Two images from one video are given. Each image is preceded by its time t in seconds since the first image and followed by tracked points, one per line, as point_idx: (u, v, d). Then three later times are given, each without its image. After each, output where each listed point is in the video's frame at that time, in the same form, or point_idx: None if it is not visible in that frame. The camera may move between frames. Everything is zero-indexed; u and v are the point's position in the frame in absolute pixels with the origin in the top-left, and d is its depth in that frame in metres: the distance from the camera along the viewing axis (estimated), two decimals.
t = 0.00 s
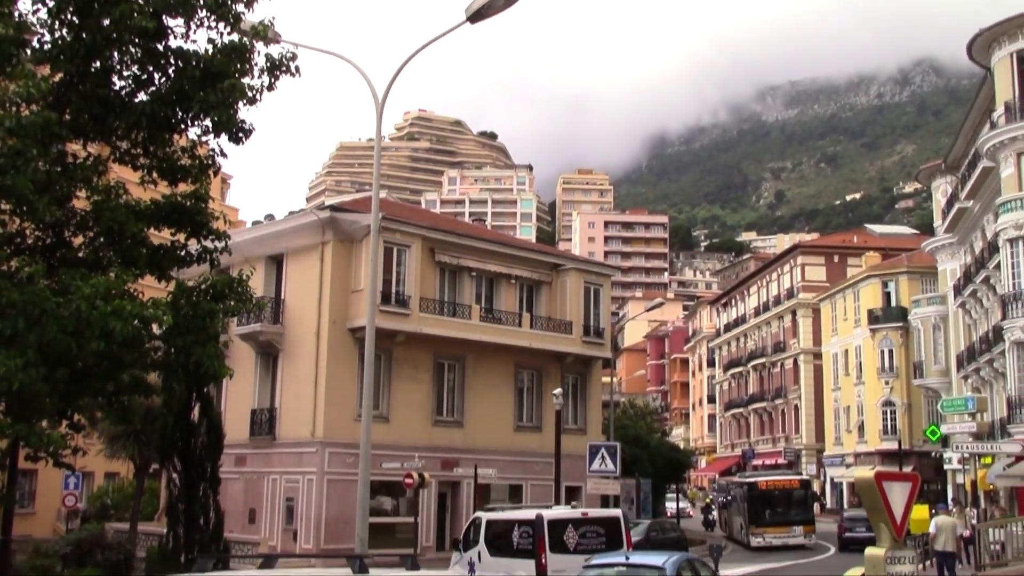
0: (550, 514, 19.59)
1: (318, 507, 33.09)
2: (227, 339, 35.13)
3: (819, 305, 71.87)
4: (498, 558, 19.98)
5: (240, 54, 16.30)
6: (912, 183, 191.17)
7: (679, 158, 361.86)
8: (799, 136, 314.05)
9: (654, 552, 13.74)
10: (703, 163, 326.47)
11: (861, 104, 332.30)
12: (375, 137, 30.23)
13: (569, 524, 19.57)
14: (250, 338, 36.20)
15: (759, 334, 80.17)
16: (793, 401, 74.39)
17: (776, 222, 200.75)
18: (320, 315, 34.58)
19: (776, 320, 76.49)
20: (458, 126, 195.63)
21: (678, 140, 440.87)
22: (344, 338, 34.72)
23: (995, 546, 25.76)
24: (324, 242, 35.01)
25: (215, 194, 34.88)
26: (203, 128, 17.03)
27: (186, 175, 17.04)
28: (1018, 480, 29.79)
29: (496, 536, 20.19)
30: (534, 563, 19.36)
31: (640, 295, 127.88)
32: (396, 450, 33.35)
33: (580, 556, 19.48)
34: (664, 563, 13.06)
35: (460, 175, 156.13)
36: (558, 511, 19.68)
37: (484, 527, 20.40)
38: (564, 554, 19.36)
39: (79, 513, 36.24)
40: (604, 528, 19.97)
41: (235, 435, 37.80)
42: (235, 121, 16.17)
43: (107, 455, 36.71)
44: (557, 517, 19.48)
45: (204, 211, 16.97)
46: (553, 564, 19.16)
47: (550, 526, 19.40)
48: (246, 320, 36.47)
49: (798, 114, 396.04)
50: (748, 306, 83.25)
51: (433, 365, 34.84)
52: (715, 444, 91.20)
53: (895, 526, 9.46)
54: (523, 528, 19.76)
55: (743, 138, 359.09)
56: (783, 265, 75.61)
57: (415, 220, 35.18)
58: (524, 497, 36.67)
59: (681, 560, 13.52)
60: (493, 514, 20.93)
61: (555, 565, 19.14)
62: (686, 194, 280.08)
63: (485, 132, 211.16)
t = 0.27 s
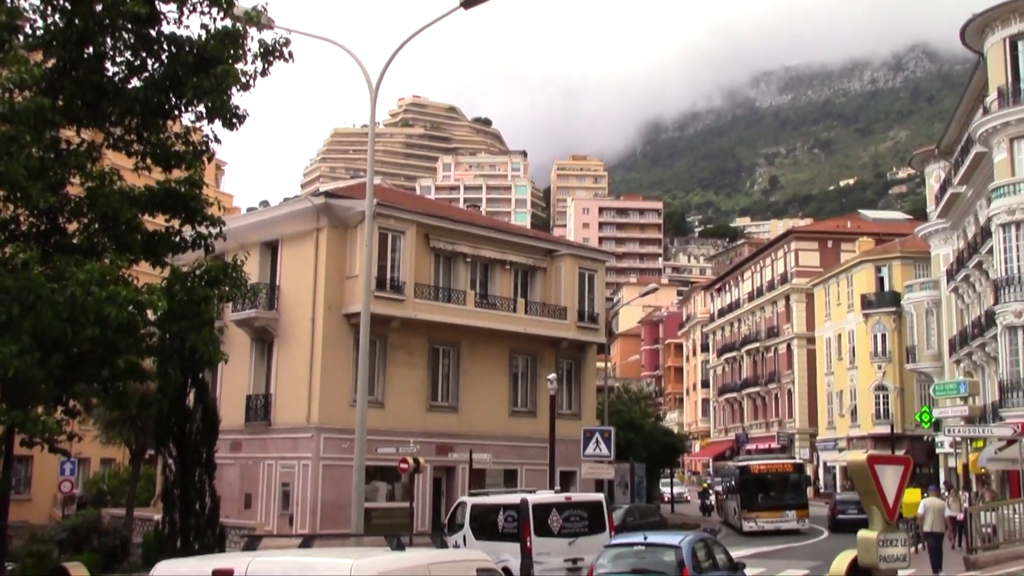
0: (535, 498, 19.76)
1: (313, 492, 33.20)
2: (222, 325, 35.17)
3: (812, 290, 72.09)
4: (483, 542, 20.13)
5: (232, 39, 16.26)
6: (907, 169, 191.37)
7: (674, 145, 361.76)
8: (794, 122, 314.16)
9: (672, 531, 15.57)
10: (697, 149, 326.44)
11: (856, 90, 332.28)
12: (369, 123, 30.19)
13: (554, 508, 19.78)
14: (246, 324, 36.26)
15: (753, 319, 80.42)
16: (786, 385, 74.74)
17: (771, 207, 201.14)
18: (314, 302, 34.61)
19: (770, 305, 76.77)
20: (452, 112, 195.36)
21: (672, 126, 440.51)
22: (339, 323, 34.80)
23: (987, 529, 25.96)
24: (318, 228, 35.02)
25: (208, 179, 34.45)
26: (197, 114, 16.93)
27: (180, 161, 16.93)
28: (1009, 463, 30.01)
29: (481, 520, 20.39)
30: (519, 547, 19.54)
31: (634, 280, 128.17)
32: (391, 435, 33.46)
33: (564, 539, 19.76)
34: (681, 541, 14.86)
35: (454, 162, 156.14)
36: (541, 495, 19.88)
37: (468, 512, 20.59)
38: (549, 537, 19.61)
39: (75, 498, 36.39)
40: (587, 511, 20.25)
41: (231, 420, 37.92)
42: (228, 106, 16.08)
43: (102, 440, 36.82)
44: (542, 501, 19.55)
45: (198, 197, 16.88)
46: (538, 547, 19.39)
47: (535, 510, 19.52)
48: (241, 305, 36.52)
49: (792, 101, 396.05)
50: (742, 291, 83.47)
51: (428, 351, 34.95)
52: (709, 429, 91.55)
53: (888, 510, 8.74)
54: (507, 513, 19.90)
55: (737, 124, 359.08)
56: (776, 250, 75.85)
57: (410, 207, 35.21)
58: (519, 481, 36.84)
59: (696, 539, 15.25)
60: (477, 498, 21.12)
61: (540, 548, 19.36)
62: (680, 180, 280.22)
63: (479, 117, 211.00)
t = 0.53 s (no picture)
0: (518, 481, 20.05)
1: (308, 478, 33.28)
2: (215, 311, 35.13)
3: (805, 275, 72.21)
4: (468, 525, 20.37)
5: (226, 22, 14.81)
6: (899, 153, 191.94)
7: (667, 129, 361.96)
8: (787, 106, 314.59)
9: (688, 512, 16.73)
10: (690, 134, 326.79)
11: (848, 74, 332.70)
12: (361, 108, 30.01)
13: (537, 492, 20.08)
14: (239, 311, 36.25)
15: (746, 304, 80.52)
16: (779, 370, 74.95)
17: (763, 192, 201.65)
18: (308, 288, 34.55)
19: (763, 289, 76.85)
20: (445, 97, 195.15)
21: (666, 111, 440.24)
22: (332, 309, 34.75)
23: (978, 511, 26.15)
24: (311, 214, 34.94)
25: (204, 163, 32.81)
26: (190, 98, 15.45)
27: (172, 146, 15.46)
28: (1000, 446, 30.19)
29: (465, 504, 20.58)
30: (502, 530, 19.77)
31: (627, 265, 128.54)
32: (385, 420, 33.49)
33: (547, 521, 20.02)
34: (696, 520, 15.97)
35: (448, 147, 155.98)
36: (524, 480, 20.21)
37: (451, 496, 20.72)
38: (533, 519, 19.88)
39: (70, 484, 36.49)
40: (569, 494, 20.46)
41: (225, 405, 37.97)
42: (222, 91, 14.65)
43: (96, 427, 36.79)
44: (526, 485, 19.83)
45: (192, 182, 15.42)
46: (520, 529, 19.68)
47: (518, 494, 19.80)
48: (234, 291, 36.50)
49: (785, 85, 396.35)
50: (735, 276, 83.58)
51: (422, 337, 34.96)
52: (702, 413, 91.87)
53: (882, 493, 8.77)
54: (491, 496, 20.12)
55: (730, 109, 359.43)
56: (770, 235, 75.84)
57: (403, 192, 35.15)
58: (513, 466, 36.96)
59: (711, 519, 16.36)
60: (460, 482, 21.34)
61: (523, 530, 19.65)
62: (673, 165, 280.55)
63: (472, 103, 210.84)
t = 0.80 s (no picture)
0: (504, 465, 20.77)
1: (301, 462, 33.33)
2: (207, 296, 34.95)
3: (797, 259, 72.34)
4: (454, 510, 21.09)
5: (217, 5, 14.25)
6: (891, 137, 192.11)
7: (659, 114, 361.66)
8: (779, 90, 314.46)
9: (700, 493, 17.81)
10: (683, 118, 326.61)
11: (841, 58, 332.52)
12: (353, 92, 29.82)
13: (523, 475, 20.84)
14: (231, 296, 36.27)
15: (739, 288, 80.63)
16: (772, 353, 75.12)
17: (756, 176, 201.79)
18: (300, 272, 34.54)
19: (756, 274, 76.95)
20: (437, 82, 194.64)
21: (657, 95, 439.92)
22: (325, 294, 34.72)
23: (969, 494, 26.24)
24: (303, 199, 34.90)
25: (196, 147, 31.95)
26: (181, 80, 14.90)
27: (163, 130, 14.89)
28: (990, 428, 30.41)
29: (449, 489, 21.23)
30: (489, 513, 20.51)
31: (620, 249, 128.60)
32: (378, 405, 33.54)
33: (532, 503, 20.79)
34: (709, 499, 16.97)
35: (440, 132, 155.61)
36: (510, 464, 20.99)
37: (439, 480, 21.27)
38: (518, 501, 20.66)
39: (63, 470, 36.51)
40: (554, 477, 21.32)
41: (217, 390, 38.03)
42: (213, 75, 14.11)
43: (89, 413, 36.71)
44: (513, 468, 20.55)
45: (184, 166, 14.85)
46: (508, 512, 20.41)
47: (504, 476, 20.64)
48: (226, 277, 36.49)
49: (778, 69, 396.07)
50: (728, 260, 83.66)
51: (415, 321, 34.98)
52: (695, 396, 92.09)
53: (872, 474, 8.85)
54: (477, 480, 20.88)
55: (723, 93, 359.22)
56: (763, 219, 75.87)
57: (395, 176, 35.08)
58: (506, 450, 37.03)
59: (721, 497, 17.40)
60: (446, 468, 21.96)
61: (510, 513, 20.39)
62: (666, 149, 280.51)
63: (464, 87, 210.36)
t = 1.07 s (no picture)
0: (492, 450, 20.90)
1: (294, 447, 33.31)
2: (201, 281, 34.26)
3: (788, 243, 72.47)
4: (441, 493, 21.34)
5: None
6: (882, 120, 192.27)
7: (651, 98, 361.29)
8: (770, 74, 314.34)
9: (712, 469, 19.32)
10: (674, 102, 326.31)
11: (832, 42, 332.40)
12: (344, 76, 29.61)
13: (510, 458, 21.33)
14: (223, 281, 36.21)
15: (730, 272, 80.76)
16: (763, 337, 75.31)
17: (747, 160, 201.92)
18: (291, 257, 34.46)
19: (747, 257, 77.07)
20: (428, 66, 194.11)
21: (649, 80, 439.42)
22: (316, 279, 34.65)
23: (959, 475, 26.41)
24: (294, 183, 34.80)
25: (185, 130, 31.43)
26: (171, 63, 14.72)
27: (153, 114, 14.75)
28: (981, 412, 30.56)
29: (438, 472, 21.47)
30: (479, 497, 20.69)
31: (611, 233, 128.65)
32: (370, 389, 33.55)
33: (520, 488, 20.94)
34: (719, 476, 18.54)
35: (432, 116, 155.22)
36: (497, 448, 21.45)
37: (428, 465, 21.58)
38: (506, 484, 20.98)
39: (55, 456, 36.47)
40: (541, 460, 21.93)
41: (209, 375, 38.00)
42: (201, 59, 13.93)
43: (81, 398, 36.63)
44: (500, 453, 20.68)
45: (174, 150, 14.71)
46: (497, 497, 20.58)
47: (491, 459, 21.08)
48: (218, 262, 36.42)
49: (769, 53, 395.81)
50: (719, 244, 83.73)
51: (407, 305, 34.97)
52: (686, 380, 92.28)
53: (863, 455, 8.99)
54: (465, 464, 21.05)
55: (714, 77, 358.96)
56: (754, 203, 75.93)
57: (386, 161, 35.02)
58: (499, 434, 37.11)
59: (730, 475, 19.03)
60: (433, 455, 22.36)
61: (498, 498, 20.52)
62: (657, 133, 280.40)
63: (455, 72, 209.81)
